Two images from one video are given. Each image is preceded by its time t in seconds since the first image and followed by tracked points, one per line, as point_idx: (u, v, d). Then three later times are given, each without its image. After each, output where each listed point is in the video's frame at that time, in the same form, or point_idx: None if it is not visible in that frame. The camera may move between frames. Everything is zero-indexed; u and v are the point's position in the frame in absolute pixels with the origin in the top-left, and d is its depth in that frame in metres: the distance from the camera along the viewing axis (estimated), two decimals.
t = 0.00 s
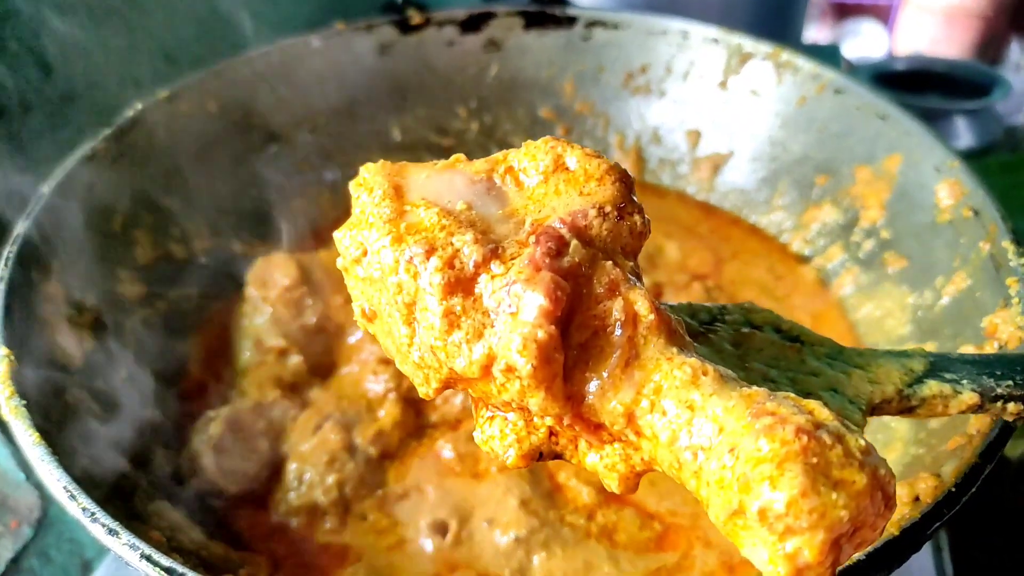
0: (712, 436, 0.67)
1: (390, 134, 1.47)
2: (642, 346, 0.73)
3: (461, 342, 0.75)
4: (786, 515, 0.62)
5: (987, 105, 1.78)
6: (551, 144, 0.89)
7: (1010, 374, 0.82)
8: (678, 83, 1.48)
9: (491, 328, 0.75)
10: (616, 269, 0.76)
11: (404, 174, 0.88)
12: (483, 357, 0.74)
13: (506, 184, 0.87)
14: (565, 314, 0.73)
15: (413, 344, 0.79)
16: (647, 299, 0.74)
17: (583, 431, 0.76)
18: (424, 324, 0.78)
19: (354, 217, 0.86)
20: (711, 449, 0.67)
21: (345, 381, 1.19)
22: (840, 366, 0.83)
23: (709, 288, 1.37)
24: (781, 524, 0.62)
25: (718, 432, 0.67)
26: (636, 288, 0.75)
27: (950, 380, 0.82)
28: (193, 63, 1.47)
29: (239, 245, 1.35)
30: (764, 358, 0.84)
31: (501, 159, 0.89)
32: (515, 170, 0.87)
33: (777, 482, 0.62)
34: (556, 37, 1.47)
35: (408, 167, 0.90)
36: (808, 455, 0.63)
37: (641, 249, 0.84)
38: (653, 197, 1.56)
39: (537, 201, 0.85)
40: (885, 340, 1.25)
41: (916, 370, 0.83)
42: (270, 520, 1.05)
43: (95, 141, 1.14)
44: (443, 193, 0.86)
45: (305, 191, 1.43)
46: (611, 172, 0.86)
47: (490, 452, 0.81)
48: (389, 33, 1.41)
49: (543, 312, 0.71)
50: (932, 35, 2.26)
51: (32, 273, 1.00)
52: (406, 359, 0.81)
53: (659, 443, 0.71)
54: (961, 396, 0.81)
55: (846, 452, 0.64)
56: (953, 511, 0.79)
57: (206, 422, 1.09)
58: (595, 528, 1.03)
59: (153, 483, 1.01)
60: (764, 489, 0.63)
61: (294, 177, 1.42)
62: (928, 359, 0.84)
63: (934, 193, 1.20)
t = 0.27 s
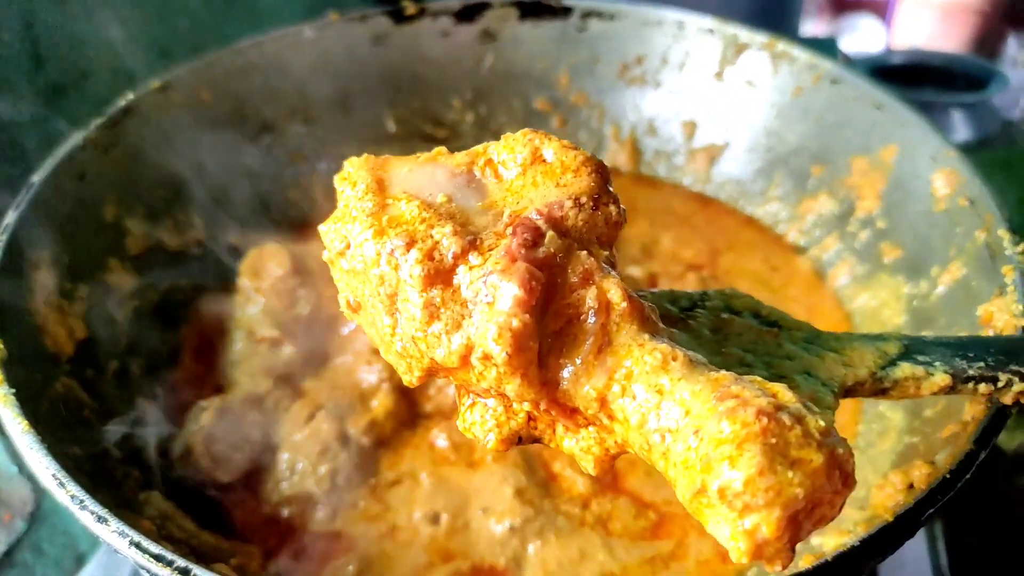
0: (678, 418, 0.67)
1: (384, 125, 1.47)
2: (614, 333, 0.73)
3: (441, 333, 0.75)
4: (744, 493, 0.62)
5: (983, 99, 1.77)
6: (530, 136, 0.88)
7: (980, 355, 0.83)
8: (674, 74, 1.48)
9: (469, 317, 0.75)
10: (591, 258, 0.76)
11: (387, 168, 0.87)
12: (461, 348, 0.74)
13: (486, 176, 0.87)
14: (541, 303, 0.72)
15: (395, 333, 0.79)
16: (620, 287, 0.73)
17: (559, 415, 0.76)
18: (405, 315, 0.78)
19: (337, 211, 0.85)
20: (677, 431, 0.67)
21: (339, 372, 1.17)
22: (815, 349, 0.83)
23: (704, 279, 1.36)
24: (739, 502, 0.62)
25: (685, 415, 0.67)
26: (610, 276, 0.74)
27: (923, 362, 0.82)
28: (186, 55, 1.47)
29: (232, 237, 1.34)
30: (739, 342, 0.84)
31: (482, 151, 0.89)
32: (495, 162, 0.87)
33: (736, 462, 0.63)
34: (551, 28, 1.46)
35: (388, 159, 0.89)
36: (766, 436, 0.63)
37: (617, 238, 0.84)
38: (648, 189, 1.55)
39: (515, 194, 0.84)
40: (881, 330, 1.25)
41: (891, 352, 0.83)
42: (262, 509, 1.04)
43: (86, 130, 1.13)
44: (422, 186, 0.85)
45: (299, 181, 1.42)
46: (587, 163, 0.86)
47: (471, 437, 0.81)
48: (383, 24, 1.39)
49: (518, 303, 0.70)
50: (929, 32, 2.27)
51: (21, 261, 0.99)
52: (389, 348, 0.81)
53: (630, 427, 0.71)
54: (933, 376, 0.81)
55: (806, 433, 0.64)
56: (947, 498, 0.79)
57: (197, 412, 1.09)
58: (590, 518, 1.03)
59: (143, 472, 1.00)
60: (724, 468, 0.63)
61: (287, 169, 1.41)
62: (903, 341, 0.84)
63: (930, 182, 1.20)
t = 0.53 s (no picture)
0: (660, 408, 0.67)
1: (376, 110, 1.46)
2: (597, 325, 0.72)
3: (425, 327, 0.75)
4: (724, 480, 0.61)
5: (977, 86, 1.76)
6: (512, 131, 0.87)
7: (961, 344, 0.81)
8: (668, 58, 1.47)
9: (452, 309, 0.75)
10: (573, 251, 0.76)
11: (370, 164, 0.87)
12: (445, 343, 0.74)
13: (470, 171, 0.87)
14: (523, 296, 0.72)
15: (380, 327, 0.79)
16: (601, 278, 0.73)
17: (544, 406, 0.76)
18: (390, 308, 0.78)
19: (322, 207, 0.85)
20: (659, 420, 0.67)
21: (331, 356, 1.17)
22: (797, 340, 0.83)
23: (699, 263, 1.35)
24: (720, 489, 0.62)
25: (666, 404, 0.66)
26: (592, 268, 0.74)
27: (904, 351, 0.81)
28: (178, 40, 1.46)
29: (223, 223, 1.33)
30: (721, 334, 0.84)
31: (464, 146, 0.88)
32: (477, 157, 0.87)
33: (716, 449, 0.62)
34: (544, 12, 1.45)
35: (371, 155, 0.88)
36: (745, 422, 0.62)
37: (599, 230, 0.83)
38: (642, 173, 1.53)
39: (498, 187, 0.84)
40: (876, 313, 1.24)
41: (872, 341, 0.83)
42: (255, 495, 1.04)
43: (75, 115, 1.13)
44: (405, 180, 0.85)
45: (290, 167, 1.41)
46: (569, 158, 0.85)
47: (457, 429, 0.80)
48: (377, 8, 1.39)
49: (500, 296, 0.70)
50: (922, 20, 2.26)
51: (9, 245, 0.99)
52: (375, 342, 0.81)
53: (613, 416, 0.71)
54: (915, 365, 0.80)
55: (786, 421, 0.63)
56: (941, 476, 0.79)
57: (189, 399, 1.07)
58: (584, 501, 1.03)
59: (134, 458, 1.00)
60: (704, 456, 0.62)
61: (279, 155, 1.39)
62: (882, 330, 0.84)
63: (924, 164, 1.20)
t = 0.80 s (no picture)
0: (670, 406, 0.68)
1: (380, 109, 1.46)
2: (607, 324, 0.73)
3: (436, 328, 0.76)
4: (735, 477, 0.62)
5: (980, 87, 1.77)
6: (521, 131, 0.88)
7: (962, 346, 0.82)
8: (670, 58, 1.47)
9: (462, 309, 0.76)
10: (583, 250, 0.76)
11: (379, 163, 0.87)
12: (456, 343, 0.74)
13: (479, 172, 0.87)
14: (533, 295, 0.73)
15: (390, 326, 0.80)
16: (611, 278, 0.74)
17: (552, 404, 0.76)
18: (400, 307, 0.78)
19: (331, 206, 0.85)
20: (669, 418, 0.68)
21: (335, 354, 1.18)
22: (801, 341, 0.83)
23: (702, 263, 1.36)
24: (731, 485, 0.63)
25: (676, 403, 0.67)
26: (601, 268, 0.75)
27: (906, 353, 0.82)
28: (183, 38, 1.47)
29: (228, 221, 1.34)
30: (725, 335, 0.84)
31: (472, 147, 0.89)
32: (486, 157, 0.87)
33: (727, 446, 0.63)
34: (548, 12, 1.45)
35: (380, 154, 0.89)
36: (755, 420, 0.63)
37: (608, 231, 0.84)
38: (645, 173, 1.54)
39: (507, 188, 0.84)
40: (878, 313, 1.25)
41: (874, 343, 0.83)
42: (260, 492, 1.04)
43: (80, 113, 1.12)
44: (415, 180, 0.85)
45: (294, 166, 1.41)
46: (577, 158, 0.85)
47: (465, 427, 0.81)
48: (379, 9, 1.38)
49: (512, 295, 0.71)
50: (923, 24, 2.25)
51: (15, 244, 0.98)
52: (384, 341, 0.81)
53: (622, 415, 0.72)
54: (917, 366, 0.81)
55: (794, 420, 0.65)
56: (943, 474, 0.80)
57: (195, 395, 1.08)
58: (588, 499, 1.03)
59: (141, 455, 1.00)
60: (715, 453, 0.63)
61: (283, 154, 1.40)
62: (885, 332, 0.84)
63: (926, 164, 1.20)
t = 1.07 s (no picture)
0: (682, 406, 0.68)
1: (387, 100, 1.45)
2: (618, 323, 0.73)
3: (446, 328, 0.75)
4: (748, 477, 0.62)
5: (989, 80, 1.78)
6: (531, 128, 0.86)
7: (971, 344, 0.83)
8: (680, 48, 1.46)
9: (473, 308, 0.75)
10: (593, 249, 0.76)
11: (389, 160, 0.86)
12: (468, 343, 0.74)
13: (488, 169, 0.86)
14: (544, 294, 0.72)
15: (401, 326, 0.79)
16: (622, 277, 0.73)
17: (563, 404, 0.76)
18: (411, 306, 0.77)
19: (341, 203, 0.85)
20: (680, 418, 0.67)
21: (345, 347, 1.18)
22: (810, 338, 0.83)
23: (712, 255, 1.35)
24: (744, 486, 0.62)
25: (688, 402, 0.67)
26: (612, 266, 0.75)
27: (915, 350, 0.82)
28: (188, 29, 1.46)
29: (236, 213, 1.33)
30: (734, 331, 0.83)
31: (482, 144, 0.87)
32: (496, 155, 0.86)
33: (740, 447, 0.62)
34: (557, 2, 1.44)
35: (389, 151, 0.88)
36: (767, 421, 0.63)
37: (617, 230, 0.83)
38: (654, 165, 1.53)
39: (517, 185, 0.83)
40: (890, 306, 1.24)
41: (882, 341, 0.83)
42: (271, 485, 1.04)
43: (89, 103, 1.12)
44: (425, 178, 0.84)
45: (301, 157, 1.40)
46: (588, 155, 0.84)
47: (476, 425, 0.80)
48: None
49: (523, 294, 0.70)
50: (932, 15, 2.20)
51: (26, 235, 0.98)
52: (395, 340, 0.81)
53: (633, 414, 0.71)
54: (926, 365, 0.81)
55: (806, 420, 0.64)
56: (960, 468, 0.79)
57: (205, 387, 1.08)
58: (599, 492, 1.03)
59: (151, 448, 1.00)
60: (728, 453, 0.63)
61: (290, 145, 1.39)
62: (894, 329, 0.84)
63: (940, 155, 1.19)
